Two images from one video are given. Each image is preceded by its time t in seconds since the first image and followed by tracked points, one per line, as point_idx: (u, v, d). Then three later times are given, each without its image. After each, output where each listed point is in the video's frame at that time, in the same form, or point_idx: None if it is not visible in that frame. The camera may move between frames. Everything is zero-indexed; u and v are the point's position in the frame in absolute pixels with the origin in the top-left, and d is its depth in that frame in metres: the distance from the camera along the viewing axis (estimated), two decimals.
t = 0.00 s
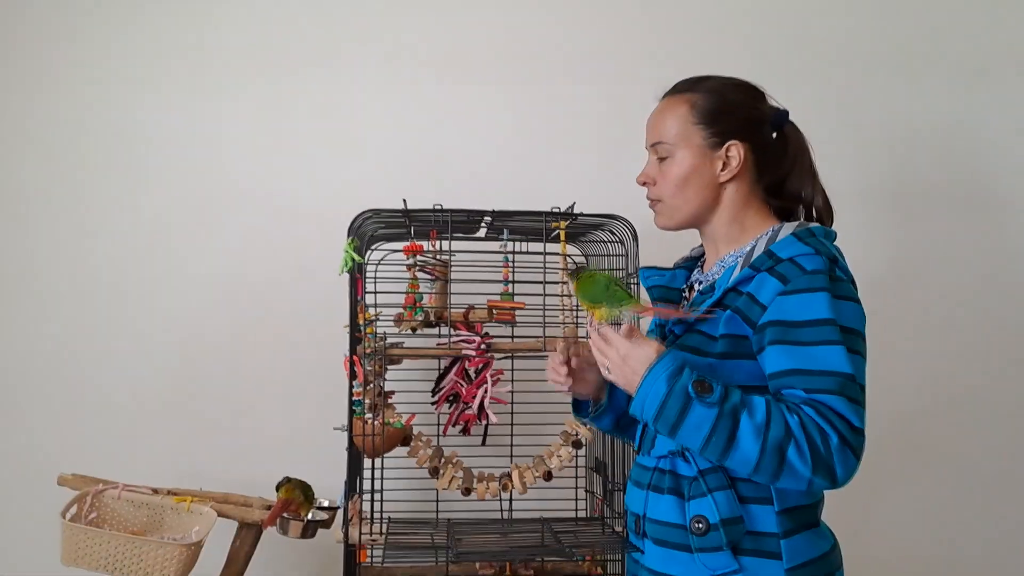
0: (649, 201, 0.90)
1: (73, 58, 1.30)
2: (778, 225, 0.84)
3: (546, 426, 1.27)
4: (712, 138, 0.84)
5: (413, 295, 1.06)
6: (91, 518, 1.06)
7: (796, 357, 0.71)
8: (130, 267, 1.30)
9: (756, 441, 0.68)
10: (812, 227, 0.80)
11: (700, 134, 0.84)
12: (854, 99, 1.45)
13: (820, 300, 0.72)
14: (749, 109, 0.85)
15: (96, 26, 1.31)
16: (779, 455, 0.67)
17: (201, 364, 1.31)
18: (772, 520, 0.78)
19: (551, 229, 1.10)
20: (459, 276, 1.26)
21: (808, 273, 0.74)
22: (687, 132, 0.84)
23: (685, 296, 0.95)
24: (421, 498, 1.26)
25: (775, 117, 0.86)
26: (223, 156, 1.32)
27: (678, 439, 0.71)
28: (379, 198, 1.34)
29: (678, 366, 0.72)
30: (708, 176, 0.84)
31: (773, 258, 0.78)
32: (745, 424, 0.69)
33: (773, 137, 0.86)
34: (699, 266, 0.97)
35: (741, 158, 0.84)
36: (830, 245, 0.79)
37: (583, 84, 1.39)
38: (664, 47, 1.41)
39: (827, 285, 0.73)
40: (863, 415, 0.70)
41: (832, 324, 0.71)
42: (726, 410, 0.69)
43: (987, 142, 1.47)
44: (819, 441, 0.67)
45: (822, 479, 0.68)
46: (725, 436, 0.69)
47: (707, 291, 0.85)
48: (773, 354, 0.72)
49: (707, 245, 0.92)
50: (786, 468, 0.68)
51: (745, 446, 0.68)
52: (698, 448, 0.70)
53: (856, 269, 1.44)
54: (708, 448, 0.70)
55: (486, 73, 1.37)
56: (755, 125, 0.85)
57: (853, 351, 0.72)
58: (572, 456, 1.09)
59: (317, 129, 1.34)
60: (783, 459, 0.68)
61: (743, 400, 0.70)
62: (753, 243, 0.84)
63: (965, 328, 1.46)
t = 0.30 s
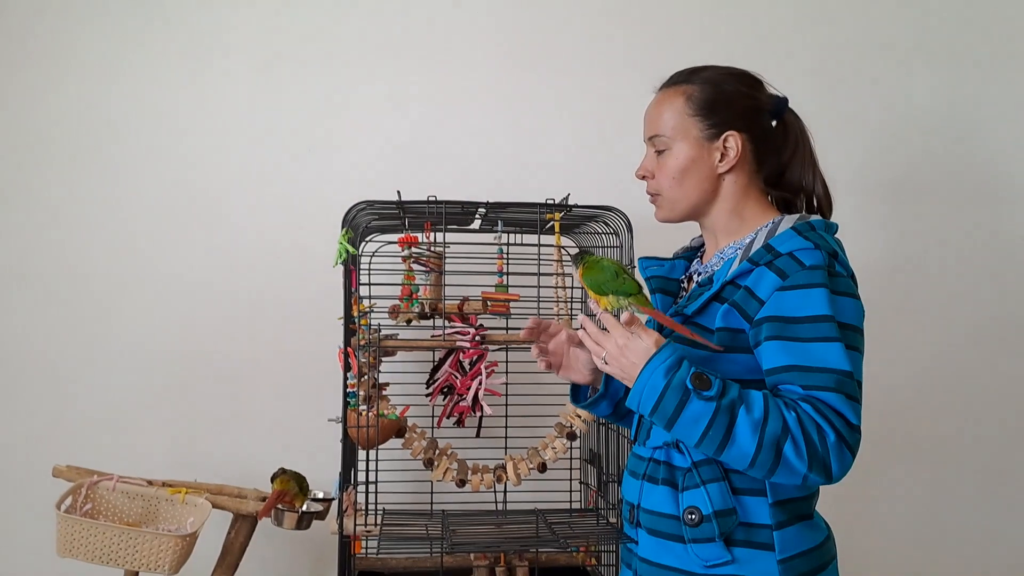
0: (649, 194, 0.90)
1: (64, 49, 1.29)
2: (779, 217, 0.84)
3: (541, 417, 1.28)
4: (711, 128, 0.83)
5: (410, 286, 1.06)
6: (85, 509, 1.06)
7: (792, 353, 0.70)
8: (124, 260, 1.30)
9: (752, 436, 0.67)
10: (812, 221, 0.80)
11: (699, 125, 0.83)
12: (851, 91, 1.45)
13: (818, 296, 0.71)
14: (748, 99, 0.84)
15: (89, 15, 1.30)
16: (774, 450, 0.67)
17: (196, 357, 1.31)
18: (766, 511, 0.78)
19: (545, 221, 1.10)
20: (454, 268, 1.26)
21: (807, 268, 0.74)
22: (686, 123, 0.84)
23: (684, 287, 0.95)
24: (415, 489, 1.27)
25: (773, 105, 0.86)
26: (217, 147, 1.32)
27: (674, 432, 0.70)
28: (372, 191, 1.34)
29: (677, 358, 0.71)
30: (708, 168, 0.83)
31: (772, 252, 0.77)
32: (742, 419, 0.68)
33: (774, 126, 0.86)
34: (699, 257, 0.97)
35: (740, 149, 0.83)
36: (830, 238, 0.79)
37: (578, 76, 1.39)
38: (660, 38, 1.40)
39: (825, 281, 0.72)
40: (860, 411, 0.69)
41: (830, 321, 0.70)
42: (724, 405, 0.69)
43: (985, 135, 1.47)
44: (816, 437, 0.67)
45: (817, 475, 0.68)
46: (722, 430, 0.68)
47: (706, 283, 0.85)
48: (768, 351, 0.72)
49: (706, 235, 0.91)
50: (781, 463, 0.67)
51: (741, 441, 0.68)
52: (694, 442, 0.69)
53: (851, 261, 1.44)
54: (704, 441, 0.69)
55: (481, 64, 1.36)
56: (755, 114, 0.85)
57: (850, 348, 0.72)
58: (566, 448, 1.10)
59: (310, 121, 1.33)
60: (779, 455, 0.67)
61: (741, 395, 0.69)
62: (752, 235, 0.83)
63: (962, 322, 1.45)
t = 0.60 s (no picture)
0: (666, 188, 0.87)
1: (70, 50, 1.32)
2: (773, 214, 0.86)
3: (538, 411, 1.30)
4: (727, 117, 0.86)
5: (405, 284, 1.08)
6: (93, 501, 1.09)
7: (790, 348, 0.72)
8: (129, 258, 1.32)
9: (753, 431, 0.68)
10: (806, 218, 0.82)
11: (716, 113, 0.85)
12: (844, 90, 1.47)
13: (813, 292, 0.73)
14: (741, 98, 0.90)
15: (94, 17, 1.33)
16: (775, 444, 0.68)
17: (200, 353, 1.33)
18: (762, 503, 0.78)
19: (541, 219, 1.12)
20: (452, 265, 1.28)
21: (802, 265, 0.76)
22: (704, 112, 0.85)
23: (680, 283, 0.97)
24: (414, 482, 1.30)
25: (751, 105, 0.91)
26: (220, 147, 1.34)
27: (675, 428, 0.71)
28: (371, 190, 1.36)
29: (677, 357, 0.72)
30: (731, 154, 0.85)
31: (767, 250, 0.79)
32: (742, 414, 0.69)
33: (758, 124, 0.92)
34: (694, 254, 0.99)
35: (752, 136, 0.87)
36: (824, 236, 0.81)
37: (574, 77, 1.41)
38: (655, 38, 1.43)
39: (820, 278, 0.74)
40: (856, 404, 0.71)
41: (826, 316, 0.72)
42: (725, 401, 0.69)
43: (977, 133, 1.49)
44: (814, 431, 0.68)
45: (816, 467, 0.69)
46: (722, 426, 0.69)
47: (702, 280, 0.87)
48: (766, 346, 0.74)
49: (704, 232, 0.93)
50: (781, 457, 0.68)
51: (742, 436, 0.68)
52: (696, 438, 0.70)
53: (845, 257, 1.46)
54: (705, 437, 0.70)
55: (479, 64, 1.39)
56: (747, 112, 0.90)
57: (845, 343, 0.73)
58: (562, 441, 1.12)
59: (310, 122, 1.36)
60: (779, 449, 0.68)
61: (740, 391, 0.70)
62: (748, 232, 0.85)
63: (955, 317, 1.48)
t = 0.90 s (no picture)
0: (673, 191, 0.86)
1: (68, 45, 1.32)
2: (773, 211, 0.87)
3: (536, 408, 1.30)
4: (719, 116, 0.87)
5: (407, 281, 1.08)
6: (92, 498, 1.09)
7: (797, 340, 0.72)
8: (128, 255, 1.32)
9: (765, 422, 0.68)
10: (808, 214, 0.82)
11: (709, 112, 0.86)
12: (843, 88, 1.47)
13: (820, 285, 0.73)
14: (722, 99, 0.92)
15: (92, 13, 1.33)
16: (786, 435, 0.68)
17: (198, 350, 1.33)
18: (767, 498, 0.79)
19: (540, 216, 1.12)
20: (450, 263, 1.29)
21: (808, 259, 0.76)
22: (698, 112, 0.86)
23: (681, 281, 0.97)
24: (413, 479, 1.30)
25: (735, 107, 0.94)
26: (218, 143, 1.34)
27: (687, 418, 0.71)
28: (370, 187, 1.37)
29: (690, 347, 0.72)
30: (730, 149, 0.86)
31: (773, 244, 0.79)
32: (755, 405, 0.69)
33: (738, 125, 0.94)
34: (693, 252, 0.99)
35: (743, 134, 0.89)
36: (827, 232, 0.81)
37: (572, 75, 1.41)
38: (653, 36, 1.43)
39: (826, 271, 0.74)
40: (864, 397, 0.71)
41: (833, 309, 0.72)
42: (737, 392, 0.69)
43: (976, 131, 1.49)
44: (825, 422, 0.68)
45: (825, 459, 0.69)
46: (734, 417, 0.69)
47: (706, 276, 0.87)
48: (774, 339, 0.74)
49: (703, 232, 0.93)
50: (792, 448, 0.68)
51: (754, 427, 0.69)
52: (709, 428, 0.70)
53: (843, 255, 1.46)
54: (717, 427, 0.70)
55: (477, 61, 1.39)
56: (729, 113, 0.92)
57: (852, 336, 0.74)
58: (561, 438, 1.12)
59: (308, 119, 1.36)
60: (790, 440, 0.68)
61: (751, 382, 0.71)
62: (750, 229, 0.86)
63: (953, 315, 1.48)
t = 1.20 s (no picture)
0: (672, 194, 0.85)
1: (68, 41, 1.32)
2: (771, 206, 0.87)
3: (536, 404, 1.31)
4: (717, 115, 0.87)
5: (406, 277, 1.09)
6: (91, 495, 1.09)
7: (799, 336, 0.72)
8: (127, 252, 1.32)
9: (767, 420, 0.68)
10: (807, 208, 0.82)
11: (706, 113, 0.86)
12: (843, 84, 1.47)
13: (821, 280, 0.73)
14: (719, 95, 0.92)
15: (91, 9, 1.33)
16: (789, 432, 0.68)
17: (198, 347, 1.33)
18: (771, 493, 0.79)
19: (539, 212, 1.12)
20: (450, 259, 1.29)
21: (808, 253, 0.75)
22: (696, 113, 0.85)
23: (681, 278, 0.97)
24: (413, 475, 1.30)
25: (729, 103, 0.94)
26: (217, 139, 1.34)
27: (689, 420, 0.71)
28: (370, 184, 1.36)
29: (689, 350, 0.71)
30: (728, 150, 0.86)
31: (773, 240, 0.79)
32: (757, 403, 0.69)
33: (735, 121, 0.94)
34: (692, 249, 0.99)
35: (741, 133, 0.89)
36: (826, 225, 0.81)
37: (571, 71, 1.41)
38: (653, 32, 1.43)
39: (826, 266, 0.74)
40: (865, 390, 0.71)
41: (834, 303, 0.72)
42: (738, 392, 0.69)
43: (976, 127, 1.49)
44: (827, 417, 0.68)
45: (828, 453, 0.69)
46: (736, 417, 0.69)
47: (707, 272, 0.86)
48: (775, 334, 0.74)
49: (702, 230, 0.93)
50: (795, 444, 0.68)
51: (756, 426, 0.69)
52: (712, 428, 0.70)
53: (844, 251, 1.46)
54: (719, 428, 0.70)
55: (476, 57, 1.39)
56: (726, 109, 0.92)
57: (853, 329, 0.74)
58: (560, 434, 1.12)
59: (307, 115, 1.36)
60: (793, 436, 0.68)
61: (752, 380, 0.71)
62: (749, 225, 0.86)
63: (954, 311, 1.48)
